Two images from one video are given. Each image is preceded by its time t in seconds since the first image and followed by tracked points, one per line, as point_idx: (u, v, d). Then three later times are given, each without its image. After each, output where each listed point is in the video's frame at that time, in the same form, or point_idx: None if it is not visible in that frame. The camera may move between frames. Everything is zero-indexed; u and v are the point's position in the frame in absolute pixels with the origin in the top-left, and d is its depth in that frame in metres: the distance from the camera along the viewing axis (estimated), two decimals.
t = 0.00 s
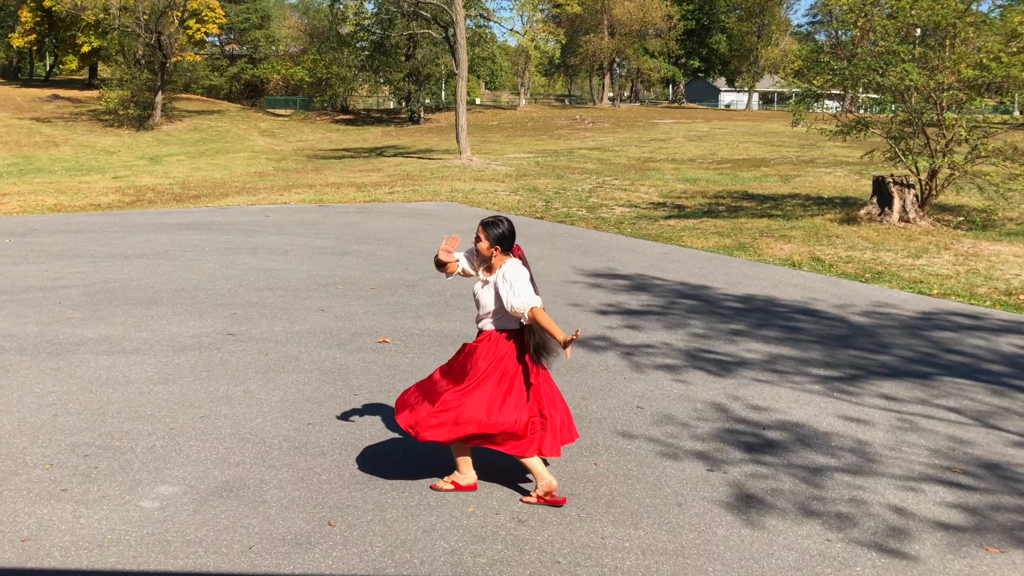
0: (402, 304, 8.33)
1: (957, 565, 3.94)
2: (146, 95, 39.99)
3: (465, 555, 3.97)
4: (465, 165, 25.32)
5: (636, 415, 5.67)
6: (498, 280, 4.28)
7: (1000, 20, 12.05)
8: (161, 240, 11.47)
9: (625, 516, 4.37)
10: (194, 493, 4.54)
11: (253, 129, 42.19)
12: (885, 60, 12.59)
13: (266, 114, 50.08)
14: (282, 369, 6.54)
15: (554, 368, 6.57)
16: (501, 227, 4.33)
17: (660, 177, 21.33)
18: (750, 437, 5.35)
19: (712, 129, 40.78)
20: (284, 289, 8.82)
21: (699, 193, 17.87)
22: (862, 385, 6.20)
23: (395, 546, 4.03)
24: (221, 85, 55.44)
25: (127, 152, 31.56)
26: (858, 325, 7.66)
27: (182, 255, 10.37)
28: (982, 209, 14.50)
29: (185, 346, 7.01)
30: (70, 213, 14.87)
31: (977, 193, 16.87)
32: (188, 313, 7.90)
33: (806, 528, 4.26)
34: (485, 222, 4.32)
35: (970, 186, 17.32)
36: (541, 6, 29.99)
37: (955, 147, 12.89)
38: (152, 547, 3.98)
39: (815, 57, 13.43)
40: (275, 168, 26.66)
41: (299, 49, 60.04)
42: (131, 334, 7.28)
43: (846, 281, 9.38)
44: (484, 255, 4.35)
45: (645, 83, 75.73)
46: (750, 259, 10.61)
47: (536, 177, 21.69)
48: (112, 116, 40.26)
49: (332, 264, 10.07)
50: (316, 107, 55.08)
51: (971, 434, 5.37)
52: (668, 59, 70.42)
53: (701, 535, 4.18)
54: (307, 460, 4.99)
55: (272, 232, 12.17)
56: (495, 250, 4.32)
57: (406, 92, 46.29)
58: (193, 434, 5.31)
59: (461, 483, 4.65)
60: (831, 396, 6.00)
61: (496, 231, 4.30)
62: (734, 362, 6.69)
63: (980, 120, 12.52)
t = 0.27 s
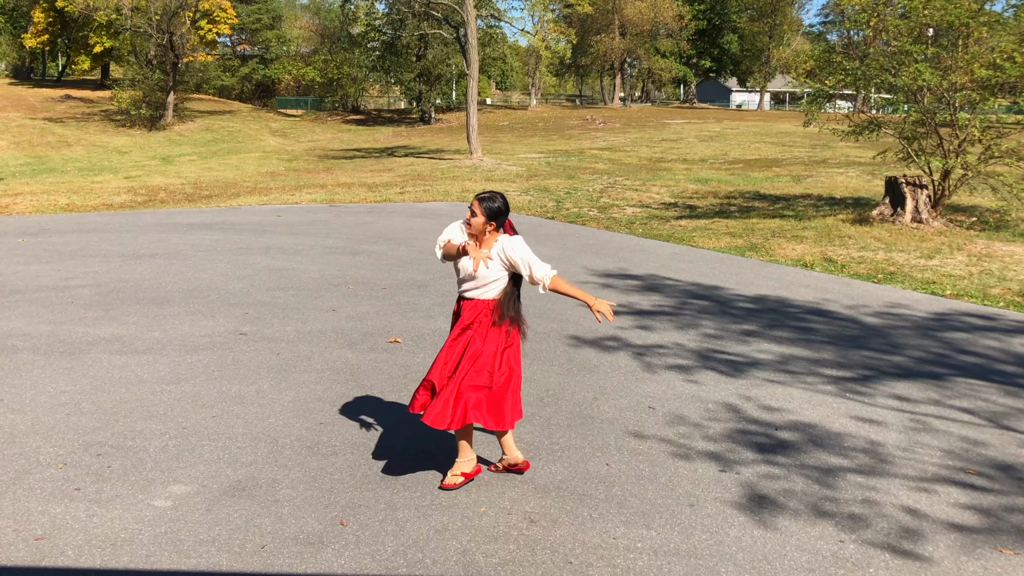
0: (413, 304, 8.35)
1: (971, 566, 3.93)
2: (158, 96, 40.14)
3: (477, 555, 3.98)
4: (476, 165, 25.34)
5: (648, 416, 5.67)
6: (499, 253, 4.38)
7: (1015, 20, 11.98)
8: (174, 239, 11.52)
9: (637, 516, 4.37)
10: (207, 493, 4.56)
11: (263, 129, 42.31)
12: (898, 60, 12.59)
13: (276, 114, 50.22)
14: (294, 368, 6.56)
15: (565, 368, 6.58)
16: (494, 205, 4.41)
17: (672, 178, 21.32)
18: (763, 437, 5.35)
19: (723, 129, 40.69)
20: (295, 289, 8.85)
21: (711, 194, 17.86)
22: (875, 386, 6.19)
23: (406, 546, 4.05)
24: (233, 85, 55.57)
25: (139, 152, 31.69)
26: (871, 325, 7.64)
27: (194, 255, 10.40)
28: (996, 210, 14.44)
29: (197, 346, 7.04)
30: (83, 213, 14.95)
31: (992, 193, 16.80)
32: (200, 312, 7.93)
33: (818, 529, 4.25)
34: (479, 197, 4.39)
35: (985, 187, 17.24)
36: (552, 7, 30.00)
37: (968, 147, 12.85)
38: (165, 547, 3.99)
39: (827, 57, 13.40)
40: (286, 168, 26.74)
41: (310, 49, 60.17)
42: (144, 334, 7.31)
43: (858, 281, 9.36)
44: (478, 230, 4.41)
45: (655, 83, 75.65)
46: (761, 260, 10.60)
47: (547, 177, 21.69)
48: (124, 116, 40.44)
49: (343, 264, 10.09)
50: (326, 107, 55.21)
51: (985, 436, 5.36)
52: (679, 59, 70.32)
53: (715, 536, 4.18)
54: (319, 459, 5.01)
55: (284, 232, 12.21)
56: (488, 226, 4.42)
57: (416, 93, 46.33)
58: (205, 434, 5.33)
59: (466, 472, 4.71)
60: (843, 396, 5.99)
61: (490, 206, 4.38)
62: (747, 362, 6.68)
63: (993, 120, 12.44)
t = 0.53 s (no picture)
0: (424, 302, 8.36)
1: (986, 565, 3.92)
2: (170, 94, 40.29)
3: (490, 553, 3.98)
4: (487, 164, 25.36)
5: (660, 414, 5.67)
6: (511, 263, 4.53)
7: None
8: (187, 238, 11.56)
9: (650, 514, 4.37)
10: (220, 490, 4.57)
11: (275, 128, 42.42)
12: (912, 57, 12.51)
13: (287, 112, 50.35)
14: (306, 366, 6.58)
15: (577, 366, 6.58)
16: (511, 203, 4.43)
17: (684, 176, 21.29)
18: (776, 436, 5.34)
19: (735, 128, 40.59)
20: (307, 287, 8.88)
21: (724, 192, 17.83)
22: (889, 385, 6.17)
23: (419, 543, 4.05)
24: (244, 84, 55.70)
25: (151, 150, 31.82)
26: (885, 324, 7.62)
27: (206, 253, 10.44)
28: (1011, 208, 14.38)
29: (210, 344, 7.06)
30: (97, 211, 15.02)
31: (1007, 192, 16.73)
32: (212, 310, 7.96)
33: (832, 527, 4.24)
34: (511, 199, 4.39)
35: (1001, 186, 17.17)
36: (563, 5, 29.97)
37: (983, 145, 12.82)
38: (178, 544, 4.01)
39: (840, 55, 13.37)
40: (298, 166, 26.82)
41: (321, 48, 60.27)
42: (157, 332, 7.35)
43: (872, 280, 9.33)
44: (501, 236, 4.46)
45: (666, 82, 75.54)
46: (774, 258, 10.57)
47: (558, 176, 21.69)
48: (136, 115, 40.62)
49: (355, 262, 10.11)
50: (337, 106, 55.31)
51: (1000, 435, 5.34)
52: (691, 58, 70.19)
53: (728, 534, 4.18)
54: (332, 457, 5.02)
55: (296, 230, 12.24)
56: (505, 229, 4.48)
57: (428, 91, 46.36)
58: (218, 432, 5.35)
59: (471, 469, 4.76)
60: (857, 395, 5.97)
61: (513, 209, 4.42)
62: (759, 361, 6.67)
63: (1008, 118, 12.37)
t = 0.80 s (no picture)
0: (432, 301, 8.37)
1: (995, 565, 3.91)
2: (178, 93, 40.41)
3: (498, 551, 3.99)
4: (495, 162, 25.37)
5: (669, 413, 5.67)
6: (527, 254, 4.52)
7: None
8: (196, 236, 11.61)
9: (658, 513, 4.37)
10: (229, 488, 4.59)
11: (283, 126, 42.50)
12: (922, 56, 12.42)
13: (295, 111, 50.47)
14: (315, 364, 6.60)
15: (585, 365, 6.58)
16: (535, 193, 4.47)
17: (692, 174, 21.26)
18: (785, 435, 5.33)
19: (744, 126, 40.53)
20: (316, 285, 8.91)
21: (733, 190, 17.83)
22: (898, 383, 6.16)
23: (427, 542, 4.06)
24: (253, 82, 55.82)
25: (160, 149, 31.94)
26: (894, 323, 7.60)
27: (215, 252, 10.47)
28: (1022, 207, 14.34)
29: (219, 342, 7.09)
30: (107, 210, 15.08)
31: (1018, 190, 16.68)
32: (221, 309, 7.99)
33: (841, 527, 4.24)
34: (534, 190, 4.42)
35: (1011, 184, 17.12)
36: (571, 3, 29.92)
37: (993, 143, 12.79)
38: (187, 542, 4.02)
39: (850, 53, 13.34)
40: (306, 165, 26.87)
41: (329, 46, 60.37)
42: (166, 330, 7.38)
43: (881, 278, 9.32)
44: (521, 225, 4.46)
45: (675, 79, 75.45)
46: (782, 257, 10.57)
47: (567, 174, 21.71)
48: (145, 113, 40.76)
49: (363, 261, 10.13)
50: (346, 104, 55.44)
51: (1010, 433, 5.32)
52: (699, 55, 70.09)
53: (736, 533, 4.18)
54: (341, 455, 5.04)
55: (305, 229, 12.27)
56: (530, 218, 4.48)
57: (436, 90, 46.40)
58: (227, 430, 5.37)
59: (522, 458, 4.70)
60: (866, 394, 5.97)
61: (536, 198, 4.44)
62: (768, 360, 6.67)
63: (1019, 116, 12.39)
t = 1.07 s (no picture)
0: (434, 300, 8.37)
1: (997, 564, 3.91)
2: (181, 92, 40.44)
3: (499, 551, 3.99)
4: (497, 161, 25.37)
5: (670, 412, 5.66)
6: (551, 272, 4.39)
7: None
8: (198, 235, 11.61)
9: (659, 513, 4.37)
10: (230, 487, 4.59)
11: (286, 126, 42.53)
12: (924, 55, 12.42)
13: (297, 110, 50.51)
14: (316, 363, 6.60)
15: (587, 364, 6.58)
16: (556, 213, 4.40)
17: (694, 174, 21.25)
18: (786, 434, 5.33)
19: (746, 125, 40.54)
20: (318, 284, 8.91)
21: (734, 189, 17.82)
22: (900, 383, 6.15)
23: (428, 541, 4.06)
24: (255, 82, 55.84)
25: (162, 148, 31.98)
26: (896, 322, 7.60)
27: (217, 251, 10.47)
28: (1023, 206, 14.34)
29: (220, 341, 7.09)
30: (109, 209, 15.09)
31: (1019, 189, 16.68)
32: (223, 308, 7.99)
33: (842, 526, 4.24)
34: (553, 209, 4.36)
35: (1012, 184, 17.11)
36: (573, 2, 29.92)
37: (995, 143, 12.80)
38: (188, 540, 4.03)
39: (852, 53, 13.34)
40: (308, 164, 26.89)
41: (331, 45, 60.42)
42: (167, 329, 7.38)
43: (883, 278, 9.31)
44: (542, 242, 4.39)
45: (677, 79, 75.43)
46: (784, 256, 10.56)
47: (569, 173, 21.70)
48: (147, 112, 40.80)
49: (365, 260, 10.13)
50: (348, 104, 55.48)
51: (1011, 433, 5.32)
52: (701, 55, 70.09)
53: (737, 533, 4.17)
54: (342, 454, 5.04)
55: (306, 228, 12.27)
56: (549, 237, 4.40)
57: (438, 89, 46.42)
58: (228, 429, 5.37)
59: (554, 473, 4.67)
60: (868, 394, 5.96)
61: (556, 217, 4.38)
62: (770, 359, 6.67)
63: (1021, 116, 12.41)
